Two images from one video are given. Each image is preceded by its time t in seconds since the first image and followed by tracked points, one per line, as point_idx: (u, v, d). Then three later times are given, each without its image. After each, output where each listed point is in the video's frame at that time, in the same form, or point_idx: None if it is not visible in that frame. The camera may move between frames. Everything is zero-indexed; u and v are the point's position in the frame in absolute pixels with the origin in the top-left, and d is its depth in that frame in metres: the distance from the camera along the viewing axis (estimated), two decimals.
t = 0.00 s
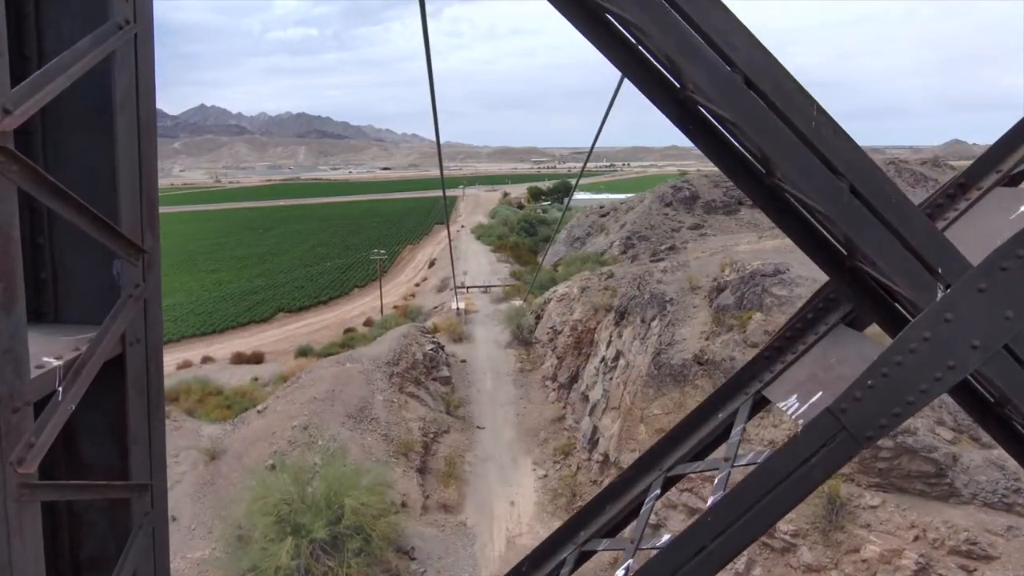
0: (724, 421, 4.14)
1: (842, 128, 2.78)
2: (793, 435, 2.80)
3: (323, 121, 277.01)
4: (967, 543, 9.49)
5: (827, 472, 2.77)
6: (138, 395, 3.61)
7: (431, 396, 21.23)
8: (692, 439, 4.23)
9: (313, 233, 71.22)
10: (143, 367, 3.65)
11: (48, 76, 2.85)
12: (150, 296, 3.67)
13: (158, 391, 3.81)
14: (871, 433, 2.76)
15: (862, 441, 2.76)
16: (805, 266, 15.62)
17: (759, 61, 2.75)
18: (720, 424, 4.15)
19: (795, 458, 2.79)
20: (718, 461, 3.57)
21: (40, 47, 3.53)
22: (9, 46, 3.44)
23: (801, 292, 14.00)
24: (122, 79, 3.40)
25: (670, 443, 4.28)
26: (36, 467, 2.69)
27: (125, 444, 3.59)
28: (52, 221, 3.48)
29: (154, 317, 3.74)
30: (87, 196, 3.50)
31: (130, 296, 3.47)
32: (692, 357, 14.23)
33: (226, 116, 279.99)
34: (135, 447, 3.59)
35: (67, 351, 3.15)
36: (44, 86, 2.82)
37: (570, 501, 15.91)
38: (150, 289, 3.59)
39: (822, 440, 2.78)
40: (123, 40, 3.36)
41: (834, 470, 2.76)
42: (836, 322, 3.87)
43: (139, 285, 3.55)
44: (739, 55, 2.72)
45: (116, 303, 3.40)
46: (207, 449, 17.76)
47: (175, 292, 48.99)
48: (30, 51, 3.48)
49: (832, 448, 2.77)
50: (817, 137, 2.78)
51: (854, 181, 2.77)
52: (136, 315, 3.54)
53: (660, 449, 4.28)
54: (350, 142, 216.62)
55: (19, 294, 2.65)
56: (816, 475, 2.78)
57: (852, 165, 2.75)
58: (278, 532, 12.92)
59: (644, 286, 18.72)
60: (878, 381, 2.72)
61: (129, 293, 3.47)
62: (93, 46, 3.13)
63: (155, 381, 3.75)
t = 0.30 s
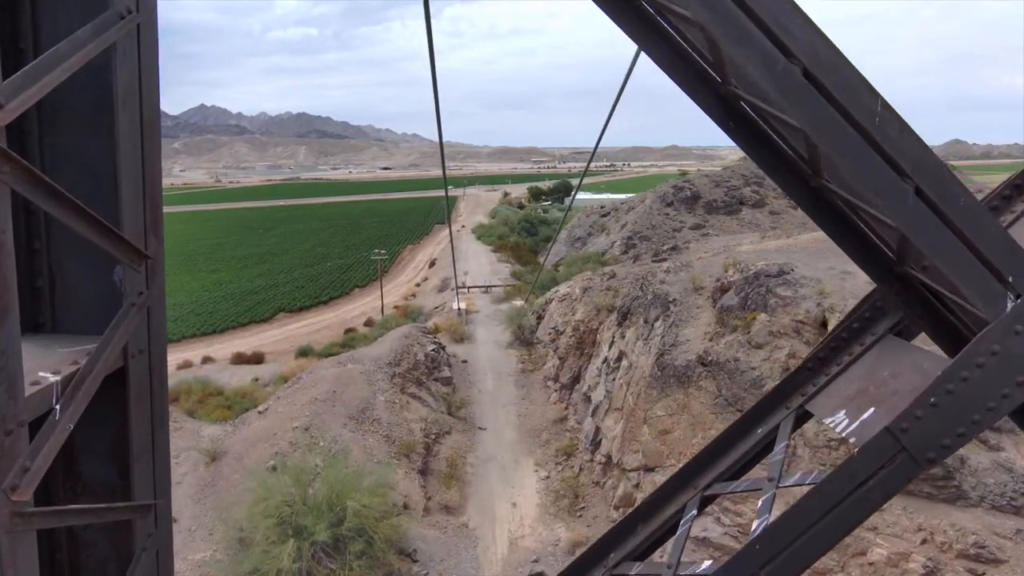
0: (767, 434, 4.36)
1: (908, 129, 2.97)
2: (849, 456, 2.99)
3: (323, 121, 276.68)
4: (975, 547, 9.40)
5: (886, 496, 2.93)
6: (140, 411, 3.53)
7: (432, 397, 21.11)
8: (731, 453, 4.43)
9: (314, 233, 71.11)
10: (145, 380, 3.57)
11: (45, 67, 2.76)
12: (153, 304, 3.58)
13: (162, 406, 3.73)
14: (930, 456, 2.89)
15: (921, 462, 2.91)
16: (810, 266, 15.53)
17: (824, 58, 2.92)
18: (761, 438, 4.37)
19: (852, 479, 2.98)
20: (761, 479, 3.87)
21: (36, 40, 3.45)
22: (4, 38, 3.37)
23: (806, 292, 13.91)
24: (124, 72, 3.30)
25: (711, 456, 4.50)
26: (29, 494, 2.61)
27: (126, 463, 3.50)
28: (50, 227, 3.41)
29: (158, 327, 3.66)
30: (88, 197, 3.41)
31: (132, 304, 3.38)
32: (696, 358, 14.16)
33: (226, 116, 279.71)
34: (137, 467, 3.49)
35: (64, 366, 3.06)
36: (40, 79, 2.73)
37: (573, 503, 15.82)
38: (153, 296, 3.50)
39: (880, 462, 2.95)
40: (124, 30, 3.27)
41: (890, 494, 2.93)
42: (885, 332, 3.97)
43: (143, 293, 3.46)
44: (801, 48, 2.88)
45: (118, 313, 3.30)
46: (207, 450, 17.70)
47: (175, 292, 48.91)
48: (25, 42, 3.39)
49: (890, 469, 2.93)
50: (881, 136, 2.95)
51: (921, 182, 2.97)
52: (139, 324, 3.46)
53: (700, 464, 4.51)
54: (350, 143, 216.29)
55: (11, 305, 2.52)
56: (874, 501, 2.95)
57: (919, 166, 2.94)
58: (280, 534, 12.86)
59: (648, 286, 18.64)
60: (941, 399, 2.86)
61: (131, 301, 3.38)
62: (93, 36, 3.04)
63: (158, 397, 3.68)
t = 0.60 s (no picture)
0: (813, 449, 4.04)
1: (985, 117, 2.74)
2: (915, 476, 2.69)
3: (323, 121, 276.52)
4: (984, 549, 9.32)
5: (957, 517, 2.64)
6: (147, 424, 3.37)
7: (434, 397, 21.02)
8: (778, 466, 4.10)
9: (314, 233, 71.03)
10: (150, 391, 3.41)
11: (46, 53, 2.65)
12: (159, 309, 3.45)
13: (169, 417, 3.57)
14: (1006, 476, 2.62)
15: (996, 483, 2.63)
16: (814, 266, 15.47)
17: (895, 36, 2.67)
18: (805, 457, 4.05)
19: (923, 498, 2.67)
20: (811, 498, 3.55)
21: (35, 29, 3.37)
22: (2, 29, 3.28)
23: (811, 292, 13.84)
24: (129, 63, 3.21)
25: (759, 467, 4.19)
26: (28, 518, 2.46)
27: (131, 479, 3.33)
28: (50, 229, 3.32)
29: (164, 335, 3.52)
30: (92, 196, 3.33)
31: (138, 310, 3.26)
32: (699, 359, 14.08)
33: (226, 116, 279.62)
34: (143, 482, 3.34)
35: (67, 379, 2.94)
36: (40, 66, 2.61)
37: (576, 504, 15.73)
38: (161, 302, 3.39)
39: (950, 481, 2.67)
40: (129, 16, 3.16)
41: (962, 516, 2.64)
42: (940, 339, 3.80)
43: (150, 297, 3.35)
44: (873, 29, 2.65)
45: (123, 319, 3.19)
46: (208, 451, 17.63)
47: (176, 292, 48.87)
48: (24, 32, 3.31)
49: (962, 489, 2.65)
50: (957, 125, 2.72)
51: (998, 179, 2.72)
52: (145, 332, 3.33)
53: (745, 475, 4.19)
54: (350, 143, 216.17)
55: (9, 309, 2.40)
56: (946, 521, 2.65)
57: (996, 160, 2.71)
58: (281, 536, 12.79)
59: (651, 286, 18.57)
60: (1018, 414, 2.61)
61: (137, 307, 3.27)
62: (96, 20, 2.92)
63: (164, 407, 3.52)
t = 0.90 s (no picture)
0: (862, 465, 3.26)
1: None
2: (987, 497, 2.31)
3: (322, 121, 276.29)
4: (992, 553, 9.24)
5: None
6: (147, 438, 3.20)
7: (435, 398, 20.91)
8: (824, 480, 3.36)
9: (314, 232, 70.90)
10: (152, 403, 3.24)
11: (35, 32, 2.44)
12: (160, 316, 3.30)
13: (172, 428, 3.40)
14: None
15: None
16: (818, 266, 15.38)
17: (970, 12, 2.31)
18: (850, 476, 3.26)
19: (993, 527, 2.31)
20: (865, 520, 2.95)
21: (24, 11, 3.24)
22: None
23: (815, 293, 13.76)
24: (128, 53, 3.07)
25: (792, 489, 3.49)
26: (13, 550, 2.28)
27: (131, 498, 3.18)
28: (41, 228, 3.20)
29: (166, 344, 3.35)
30: (89, 193, 3.22)
31: (136, 317, 3.11)
32: (703, 360, 13.97)
33: (226, 116, 279.44)
34: (143, 499, 3.19)
35: (57, 395, 2.81)
36: (33, 43, 2.41)
37: (578, 505, 15.63)
38: (161, 308, 3.24)
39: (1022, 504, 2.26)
40: None
41: None
42: (1000, 347, 3.11)
43: (149, 303, 3.19)
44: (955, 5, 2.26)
45: (120, 326, 3.04)
46: (208, 451, 17.56)
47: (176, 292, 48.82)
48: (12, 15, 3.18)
49: None
50: None
51: None
52: (145, 340, 3.17)
53: (781, 494, 3.47)
54: (350, 143, 215.84)
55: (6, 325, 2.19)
56: None
57: None
58: (282, 538, 12.70)
59: (654, 286, 18.44)
60: None
61: (135, 313, 3.12)
62: (91, 2, 2.75)
63: (167, 419, 3.36)
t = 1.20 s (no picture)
0: (913, 483, 2.54)
1: None
2: None
3: (323, 121, 276.22)
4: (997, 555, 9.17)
5: None
6: (139, 452, 3.09)
7: (436, 398, 20.81)
8: (873, 498, 2.66)
9: (314, 232, 70.83)
10: (144, 415, 3.13)
11: (11, 11, 2.28)
12: (153, 322, 3.19)
13: (165, 441, 3.30)
14: None
15: None
16: (821, 266, 15.31)
17: None
18: (902, 492, 2.55)
19: None
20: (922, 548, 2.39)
21: None
22: None
23: (819, 293, 13.70)
24: (118, 36, 2.94)
25: (830, 509, 2.75)
26: None
27: (122, 518, 3.06)
28: (26, 227, 3.09)
29: (160, 352, 3.23)
30: (78, 184, 3.07)
31: (128, 325, 2.97)
32: (705, 360, 13.88)
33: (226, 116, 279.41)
34: (134, 520, 3.06)
35: (39, 410, 2.64)
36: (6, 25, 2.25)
37: (579, 506, 15.55)
38: (153, 314, 3.11)
39: None
40: None
41: None
42: None
43: (141, 309, 3.07)
44: None
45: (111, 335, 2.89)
46: (208, 452, 17.49)
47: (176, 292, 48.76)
48: None
49: None
50: None
51: None
52: (137, 350, 3.05)
53: (820, 516, 2.76)
54: (350, 142, 215.69)
55: None
56: None
57: None
58: (282, 540, 12.61)
59: (656, 286, 18.35)
60: None
61: (126, 321, 2.98)
62: None
63: (161, 431, 3.25)
